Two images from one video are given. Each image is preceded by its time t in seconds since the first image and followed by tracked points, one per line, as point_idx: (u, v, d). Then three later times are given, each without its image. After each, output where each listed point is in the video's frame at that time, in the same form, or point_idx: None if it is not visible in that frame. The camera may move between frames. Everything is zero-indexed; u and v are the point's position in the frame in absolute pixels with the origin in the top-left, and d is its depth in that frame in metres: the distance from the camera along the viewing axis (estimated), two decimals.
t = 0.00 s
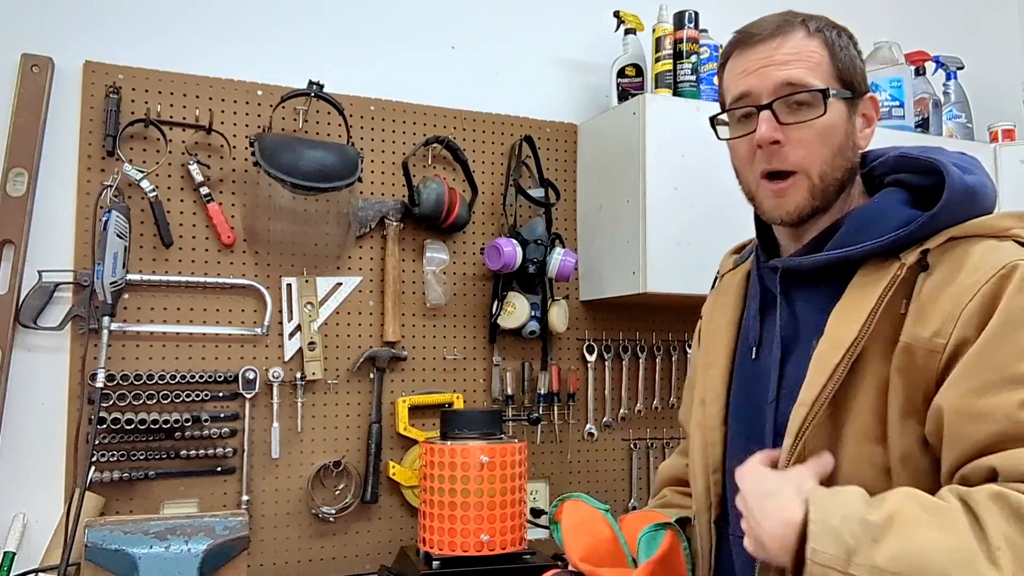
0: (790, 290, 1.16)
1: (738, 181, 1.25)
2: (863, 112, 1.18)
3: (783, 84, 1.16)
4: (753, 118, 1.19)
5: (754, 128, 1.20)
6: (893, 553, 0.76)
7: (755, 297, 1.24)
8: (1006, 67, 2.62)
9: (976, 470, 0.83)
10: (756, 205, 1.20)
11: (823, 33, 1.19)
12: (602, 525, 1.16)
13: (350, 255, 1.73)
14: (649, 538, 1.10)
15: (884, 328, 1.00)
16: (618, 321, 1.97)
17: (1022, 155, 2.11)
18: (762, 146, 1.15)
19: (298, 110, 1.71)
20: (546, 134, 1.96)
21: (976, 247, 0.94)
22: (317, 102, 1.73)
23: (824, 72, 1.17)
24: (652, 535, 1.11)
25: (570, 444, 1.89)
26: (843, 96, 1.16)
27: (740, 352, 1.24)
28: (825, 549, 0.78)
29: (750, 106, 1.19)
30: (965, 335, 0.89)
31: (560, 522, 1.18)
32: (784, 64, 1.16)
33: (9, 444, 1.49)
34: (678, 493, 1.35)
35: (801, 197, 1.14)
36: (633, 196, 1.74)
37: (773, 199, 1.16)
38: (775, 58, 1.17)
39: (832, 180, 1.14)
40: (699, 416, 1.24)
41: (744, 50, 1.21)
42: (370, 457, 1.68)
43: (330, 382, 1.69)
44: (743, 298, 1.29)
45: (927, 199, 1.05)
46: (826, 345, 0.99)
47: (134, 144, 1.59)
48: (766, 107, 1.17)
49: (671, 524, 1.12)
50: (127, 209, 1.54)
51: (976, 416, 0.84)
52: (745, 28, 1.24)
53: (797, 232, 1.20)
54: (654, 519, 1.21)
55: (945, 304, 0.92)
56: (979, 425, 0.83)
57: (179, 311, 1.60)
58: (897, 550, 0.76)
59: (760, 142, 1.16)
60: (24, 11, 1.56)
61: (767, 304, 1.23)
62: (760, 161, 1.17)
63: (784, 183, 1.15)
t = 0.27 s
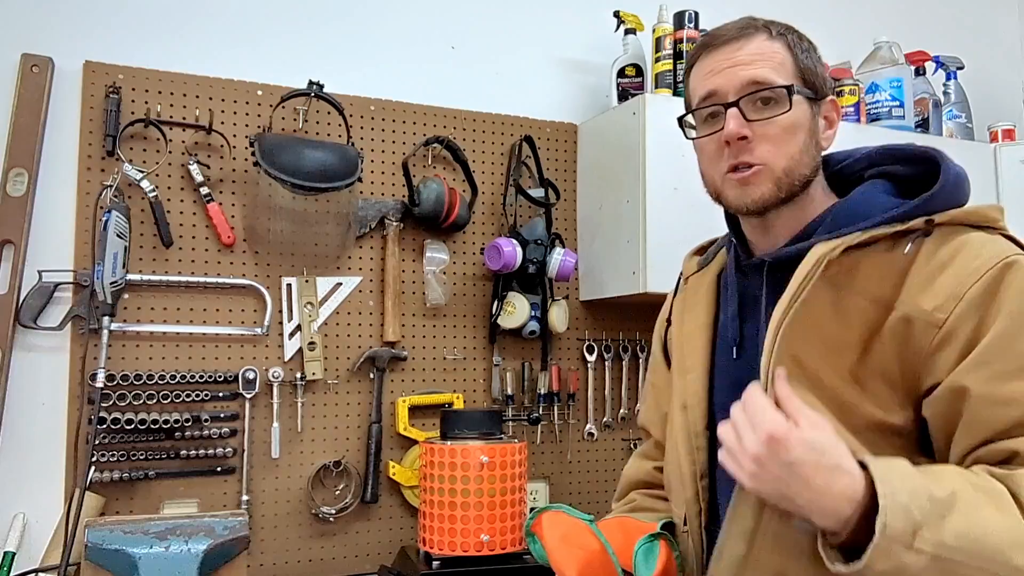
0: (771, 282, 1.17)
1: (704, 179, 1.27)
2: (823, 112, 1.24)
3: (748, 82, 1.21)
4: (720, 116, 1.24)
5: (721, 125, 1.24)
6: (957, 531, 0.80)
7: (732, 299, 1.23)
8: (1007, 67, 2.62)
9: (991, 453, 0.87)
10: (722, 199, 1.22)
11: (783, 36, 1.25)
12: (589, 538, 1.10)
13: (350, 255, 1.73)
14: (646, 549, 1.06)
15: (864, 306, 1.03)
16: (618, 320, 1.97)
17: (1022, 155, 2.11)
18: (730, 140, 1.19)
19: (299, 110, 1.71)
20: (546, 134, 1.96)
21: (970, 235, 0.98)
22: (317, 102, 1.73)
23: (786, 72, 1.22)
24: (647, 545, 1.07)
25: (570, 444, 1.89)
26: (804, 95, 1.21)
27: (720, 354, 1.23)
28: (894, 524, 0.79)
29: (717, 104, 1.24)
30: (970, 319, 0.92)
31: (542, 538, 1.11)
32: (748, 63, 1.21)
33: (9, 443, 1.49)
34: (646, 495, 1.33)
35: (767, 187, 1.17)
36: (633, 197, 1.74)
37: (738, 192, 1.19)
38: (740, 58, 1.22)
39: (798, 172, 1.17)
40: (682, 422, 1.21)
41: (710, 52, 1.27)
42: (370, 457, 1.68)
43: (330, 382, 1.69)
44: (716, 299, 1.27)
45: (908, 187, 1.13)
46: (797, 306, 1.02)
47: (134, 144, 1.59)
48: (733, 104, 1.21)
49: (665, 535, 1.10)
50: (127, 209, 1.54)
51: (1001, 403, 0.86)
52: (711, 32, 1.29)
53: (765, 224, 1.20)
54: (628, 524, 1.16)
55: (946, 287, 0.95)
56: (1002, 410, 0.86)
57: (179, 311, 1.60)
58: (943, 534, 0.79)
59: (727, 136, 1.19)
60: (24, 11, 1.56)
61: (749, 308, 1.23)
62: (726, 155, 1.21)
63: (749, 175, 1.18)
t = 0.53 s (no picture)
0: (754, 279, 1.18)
1: (691, 178, 1.28)
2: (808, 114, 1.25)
3: (736, 80, 1.21)
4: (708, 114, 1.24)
5: (708, 123, 1.24)
6: (907, 510, 0.82)
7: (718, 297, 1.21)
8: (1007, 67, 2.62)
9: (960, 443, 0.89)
10: (709, 198, 1.22)
11: (770, 36, 1.26)
12: (586, 534, 1.09)
13: (350, 255, 1.73)
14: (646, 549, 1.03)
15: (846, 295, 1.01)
16: (617, 320, 1.97)
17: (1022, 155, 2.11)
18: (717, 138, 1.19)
19: (299, 110, 1.71)
20: (546, 134, 1.96)
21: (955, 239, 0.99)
22: (317, 102, 1.73)
23: (774, 72, 1.23)
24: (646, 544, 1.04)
25: (570, 444, 1.89)
26: (791, 94, 1.22)
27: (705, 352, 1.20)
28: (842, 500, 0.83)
29: (705, 102, 1.24)
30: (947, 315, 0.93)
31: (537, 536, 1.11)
32: (736, 62, 1.22)
33: (9, 443, 1.49)
34: (630, 495, 1.33)
35: (753, 187, 1.17)
36: (633, 197, 1.74)
37: (725, 190, 1.19)
38: (728, 57, 1.23)
39: (784, 172, 1.18)
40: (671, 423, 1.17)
41: (698, 51, 1.27)
42: (370, 457, 1.68)
43: (330, 382, 1.69)
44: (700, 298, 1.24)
45: (891, 194, 1.14)
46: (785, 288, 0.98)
47: (134, 144, 1.59)
48: (720, 102, 1.21)
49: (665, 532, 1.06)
50: (127, 210, 1.54)
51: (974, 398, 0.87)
52: (700, 31, 1.29)
53: (749, 226, 1.22)
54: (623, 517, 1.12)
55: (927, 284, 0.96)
56: (974, 405, 0.87)
57: (179, 311, 1.60)
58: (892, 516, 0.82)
59: (715, 133, 1.19)
60: (24, 11, 1.56)
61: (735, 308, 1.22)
62: (714, 153, 1.21)
63: (737, 172, 1.18)
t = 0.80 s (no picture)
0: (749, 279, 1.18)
1: (688, 176, 1.28)
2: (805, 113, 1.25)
3: (733, 78, 1.21)
4: (705, 111, 1.24)
5: (705, 120, 1.23)
6: (862, 519, 0.85)
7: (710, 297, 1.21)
8: (1008, 67, 2.62)
9: (938, 445, 0.91)
10: (706, 197, 1.22)
11: (767, 34, 1.26)
12: (579, 537, 1.17)
13: (350, 255, 1.73)
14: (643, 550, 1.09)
15: (834, 300, 1.02)
16: (617, 320, 1.97)
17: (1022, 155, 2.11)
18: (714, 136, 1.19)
19: (299, 110, 1.71)
20: (546, 134, 1.96)
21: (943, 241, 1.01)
22: (317, 102, 1.73)
23: (771, 69, 1.22)
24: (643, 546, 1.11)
25: (570, 444, 1.89)
26: (789, 92, 1.21)
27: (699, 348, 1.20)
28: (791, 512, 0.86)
29: (702, 100, 1.24)
30: (930, 320, 0.94)
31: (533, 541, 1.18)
32: (732, 60, 1.22)
33: (9, 443, 1.49)
34: (628, 496, 1.33)
35: (750, 184, 1.17)
36: (633, 197, 1.74)
37: (722, 188, 1.19)
38: (725, 55, 1.23)
39: (780, 170, 1.18)
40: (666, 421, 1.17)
41: (695, 49, 1.27)
42: (370, 457, 1.68)
43: (330, 382, 1.69)
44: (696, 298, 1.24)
45: (885, 194, 1.14)
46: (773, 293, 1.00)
47: (134, 144, 1.59)
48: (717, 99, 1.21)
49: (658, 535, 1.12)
50: (127, 209, 1.54)
51: (948, 402, 0.89)
52: (698, 29, 1.29)
53: (746, 224, 1.21)
54: (615, 524, 1.22)
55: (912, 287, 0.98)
56: (951, 409, 0.89)
57: (179, 311, 1.60)
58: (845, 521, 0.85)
59: (712, 131, 1.19)
60: (24, 11, 1.56)
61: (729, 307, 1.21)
62: (710, 150, 1.21)
63: (732, 170, 1.18)
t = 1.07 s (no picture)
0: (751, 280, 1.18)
1: (690, 175, 1.28)
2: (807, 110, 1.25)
3: (732, 76, 1.21)
4: (706, 111, 1.24)
5: (705, 119, 1.23)
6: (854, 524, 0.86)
7: (712, 296, 1.22)
8: (1007, 67, 2.62)
9: (931, 451, 0.91)
10: (708, 196, 1.22)
11: (768, 31, 1.26)
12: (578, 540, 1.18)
13: (350, 255, 1.73)
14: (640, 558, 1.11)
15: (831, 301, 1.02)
16: (617, 320, 1.97)
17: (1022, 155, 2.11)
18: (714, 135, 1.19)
19: (299, 110, 1.71)
20: (546, 134, 1.96)
21: (945, 242, 1.01)
22: (317, 102, 1.73)
23: (772, 67, 1.22)
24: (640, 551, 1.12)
25: (570, 444, 1.89)
26: (790, 90, 1.21)
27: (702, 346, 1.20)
28: (773, 524, 0.88)
29: (703, 99, 1.24)
30: (927, 324, 0.94)
31: (531, 544, 1.20)
32: (733, 59, 1.22)
33: (9, 443, 1.49)
34: (633, 497, 1.33)
35: (751, 182, 1.17)
36: (633, 197, 1.74)
37: (723, 188, 1.19)
38: (725, 53, 1.23)
39: (782, 168, 1.17)
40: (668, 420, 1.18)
41: (695, 48, 1.27)
42: (370, 457, 1.68)
43: (330, 382, 1.69)
44: (699, 298, 1.25)
45: (887, 192, 1.14)
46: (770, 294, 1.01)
47: (134, 144, 1.59)
48: (717, 98, 1.21)
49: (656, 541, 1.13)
50: (127, 209, 1.54)
51: (944, 407, 0.89)
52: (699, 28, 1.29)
53: (748, 223, 1.22)
54: (618, 524, 1.24)
55: (911, 291, 0.98)
56: (945, 416, 0.89)
57: (179, 311, 1.60)
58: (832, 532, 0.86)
59: (711, 130, 1.19)
60: (24, 12, 1.56)
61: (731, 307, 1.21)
62: (711, 149, 1.21)
63: (732, 169, 1.18)
